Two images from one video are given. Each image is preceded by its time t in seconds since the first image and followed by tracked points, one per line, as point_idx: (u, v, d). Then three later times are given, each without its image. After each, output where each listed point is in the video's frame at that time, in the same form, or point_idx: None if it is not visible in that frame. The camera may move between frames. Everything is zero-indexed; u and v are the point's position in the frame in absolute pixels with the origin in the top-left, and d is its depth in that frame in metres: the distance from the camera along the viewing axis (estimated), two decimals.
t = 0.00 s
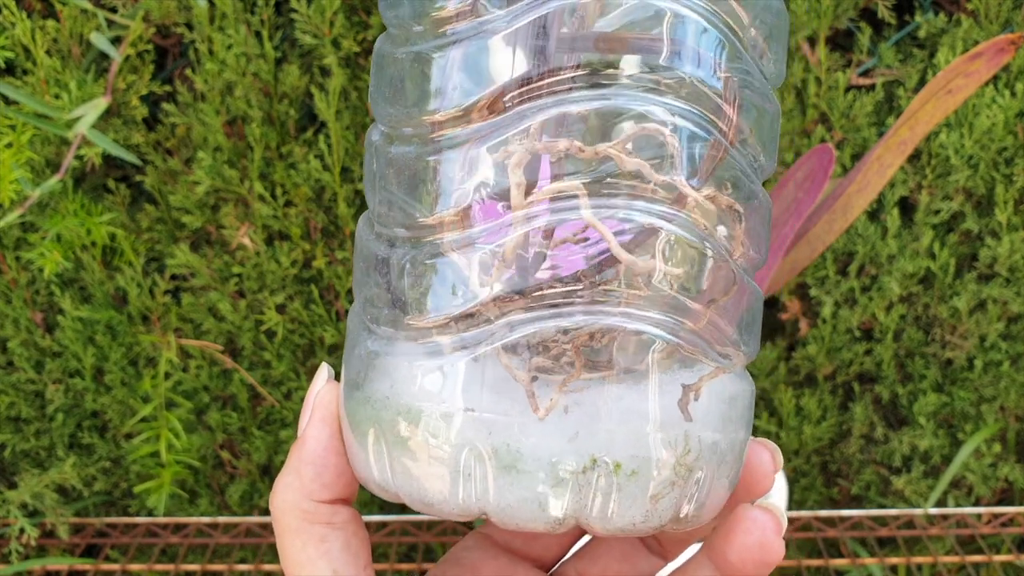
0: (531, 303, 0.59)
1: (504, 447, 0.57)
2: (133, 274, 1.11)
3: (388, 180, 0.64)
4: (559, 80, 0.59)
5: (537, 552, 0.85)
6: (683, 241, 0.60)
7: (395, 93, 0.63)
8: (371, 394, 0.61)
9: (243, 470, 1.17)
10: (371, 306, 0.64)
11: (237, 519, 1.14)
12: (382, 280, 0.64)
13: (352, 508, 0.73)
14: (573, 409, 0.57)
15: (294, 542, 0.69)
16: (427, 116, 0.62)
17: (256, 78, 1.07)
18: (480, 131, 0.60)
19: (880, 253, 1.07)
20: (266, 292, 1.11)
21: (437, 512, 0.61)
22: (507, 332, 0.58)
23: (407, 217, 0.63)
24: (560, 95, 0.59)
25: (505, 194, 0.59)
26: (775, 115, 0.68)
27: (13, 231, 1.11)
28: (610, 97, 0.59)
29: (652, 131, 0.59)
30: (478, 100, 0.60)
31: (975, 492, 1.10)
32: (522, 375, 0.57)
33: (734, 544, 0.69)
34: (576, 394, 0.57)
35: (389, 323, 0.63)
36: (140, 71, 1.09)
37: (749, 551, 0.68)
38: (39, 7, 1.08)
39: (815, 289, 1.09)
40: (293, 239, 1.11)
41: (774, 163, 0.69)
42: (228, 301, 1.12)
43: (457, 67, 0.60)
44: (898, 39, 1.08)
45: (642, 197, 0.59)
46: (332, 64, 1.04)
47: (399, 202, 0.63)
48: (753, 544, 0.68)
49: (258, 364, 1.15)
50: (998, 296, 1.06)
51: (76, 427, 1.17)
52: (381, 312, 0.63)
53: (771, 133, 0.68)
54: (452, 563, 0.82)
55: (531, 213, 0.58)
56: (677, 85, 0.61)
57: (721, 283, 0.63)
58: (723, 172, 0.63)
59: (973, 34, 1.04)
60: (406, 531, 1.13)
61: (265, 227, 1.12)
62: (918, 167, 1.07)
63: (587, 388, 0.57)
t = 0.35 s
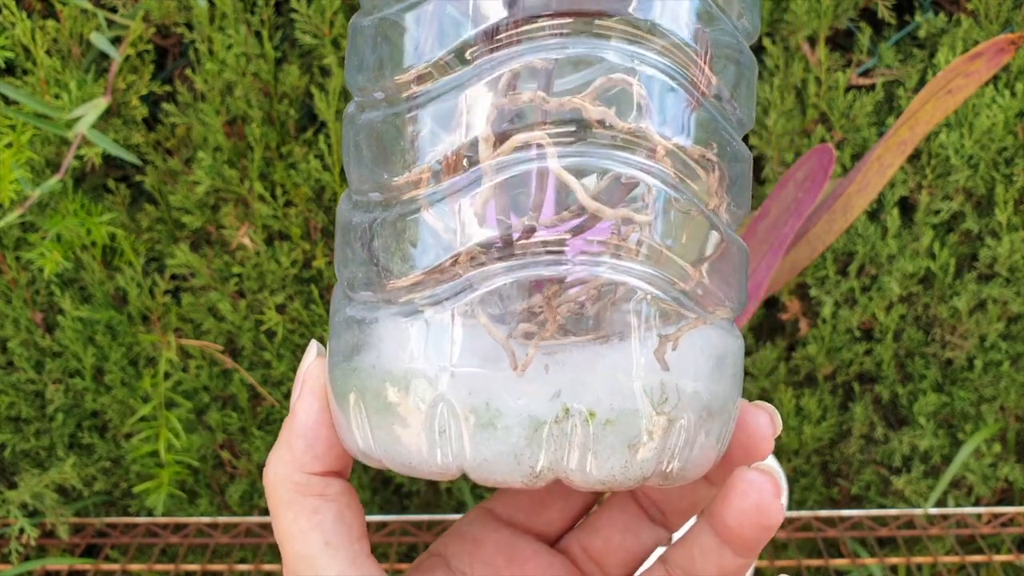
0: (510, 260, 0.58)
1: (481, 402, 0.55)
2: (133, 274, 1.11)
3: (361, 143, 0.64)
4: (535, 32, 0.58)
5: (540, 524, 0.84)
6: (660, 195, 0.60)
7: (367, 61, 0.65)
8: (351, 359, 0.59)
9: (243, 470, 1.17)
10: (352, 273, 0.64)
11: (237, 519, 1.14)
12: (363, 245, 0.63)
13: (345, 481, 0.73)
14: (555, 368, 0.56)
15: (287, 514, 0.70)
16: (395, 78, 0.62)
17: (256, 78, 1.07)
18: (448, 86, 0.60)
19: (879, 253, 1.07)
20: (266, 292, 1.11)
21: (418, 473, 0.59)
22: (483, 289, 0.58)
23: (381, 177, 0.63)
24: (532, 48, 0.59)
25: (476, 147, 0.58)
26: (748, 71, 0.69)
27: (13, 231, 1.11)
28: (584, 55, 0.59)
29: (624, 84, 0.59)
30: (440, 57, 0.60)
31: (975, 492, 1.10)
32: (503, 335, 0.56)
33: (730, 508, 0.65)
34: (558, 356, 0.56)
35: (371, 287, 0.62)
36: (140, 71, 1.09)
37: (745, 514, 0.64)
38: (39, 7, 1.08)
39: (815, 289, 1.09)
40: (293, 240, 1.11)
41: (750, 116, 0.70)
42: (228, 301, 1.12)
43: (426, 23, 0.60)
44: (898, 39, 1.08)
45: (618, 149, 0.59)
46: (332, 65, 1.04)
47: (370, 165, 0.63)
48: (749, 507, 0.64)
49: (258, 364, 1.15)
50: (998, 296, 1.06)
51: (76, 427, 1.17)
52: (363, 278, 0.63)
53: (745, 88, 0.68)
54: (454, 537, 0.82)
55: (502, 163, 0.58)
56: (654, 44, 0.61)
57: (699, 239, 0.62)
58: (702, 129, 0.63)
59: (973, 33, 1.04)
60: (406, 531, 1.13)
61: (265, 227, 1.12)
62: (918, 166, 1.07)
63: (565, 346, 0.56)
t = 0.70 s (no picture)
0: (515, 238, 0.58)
1: (486, 385, 0.55)
2: (133, 274, 1.11)
3: (364, 121, 0.65)
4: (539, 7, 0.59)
5: (553, 515, 0.85)
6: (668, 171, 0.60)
7: (369, 42, 0.65)
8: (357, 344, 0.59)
9: (243, 470, 1.16)
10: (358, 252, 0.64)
11: (237, 520, 1.14)
12: (369, 225, 0.63)
13: (355, 471, 0.73)
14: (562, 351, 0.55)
15: (296, 503, 0.70)
16: (397, 56, 0.63)
17: (256, 78, 1.07)
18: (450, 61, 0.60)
19: (880, 253, 1.07)
20: (266, 292, 1.11)
21: (426, 457, 0.59)
22: (489, 268, 0.58)
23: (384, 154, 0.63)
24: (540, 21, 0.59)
25: (477, 121, 0.58)
26: (761, 45, 0.69)
27: (13, 231, 1.11)
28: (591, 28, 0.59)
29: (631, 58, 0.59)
30: (441, 32, 0.61)
31: (975, 492, 1.10)
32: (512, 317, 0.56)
33: (749, 498, 0.65)
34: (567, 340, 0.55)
35: (376, 270, 0.62)
36: (140, 71, 1.09)
37: (764, 505, 0.64)
38: (39, 7, 1.08)
39: (815, 289, 1.09)
40: (293, 240, 1.11)
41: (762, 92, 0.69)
42: (228, 301, 1.12)
43: None
44: (898, 39, 1.08)
45: (625, 123, 0.59)
46: (332, 65, 1.04)
47: (372, 143, 0.63)
48: (767, 497, 0.64)
49: (258, 364, 1.15)
50: (998, 296, 1.06)
51: (76, 427, 1.18)
52: (369, 259, 0.63)
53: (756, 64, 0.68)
54: (467, 527, 0.83)
55: (504, 138, 0.58)
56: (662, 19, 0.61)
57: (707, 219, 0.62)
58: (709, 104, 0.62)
59: (973, 33, 1.04)
60: (406, 530, 1.13)
61: (265, 227, 1.12)
62: (918, 166, 1.07)
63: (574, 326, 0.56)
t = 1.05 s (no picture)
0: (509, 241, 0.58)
1: (475, 385, 0.55)
2: (133, 274, 1.11)
3: (368, 120, 0.65)
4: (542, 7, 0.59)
5: (561, 518, 0.85)
6: (666, 179, 0.60)
7: (377, 42, 0.66)
8: (354, 342, 0.60)
9: (243, 470, 1.16)
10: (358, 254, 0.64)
11: (237, 519, 1.14)
12: (369, 225, 0.64)
13: (361, 468, 0.74)
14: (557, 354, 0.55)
15: (302, 498, 0.71)
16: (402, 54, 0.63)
17: (256, 78, 1.07)
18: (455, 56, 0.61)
19: (880, 253, 1.07)
20: (266, 292, 1.11)
21: (416, 457, 0.59)
22: (486, 268, 0.58)
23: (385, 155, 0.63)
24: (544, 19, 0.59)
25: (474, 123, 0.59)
26: (770, 54, 0.69)
27: (13, 231, 1.11)
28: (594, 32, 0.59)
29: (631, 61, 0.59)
30: (446, 28, 0.61)
31: (975, 492, 1.10)
32: (507, 318, 0.56)
33: (757, 503, 0.65)
34: (561, 342, 0.55)
35: (375, 270, 0.62)
36: (140, 71, 1.09)
37: (772, 510, 0.64)
38: (39, 7, 1.08)
39: (815, 289, 1.09)
40: (293, 240, 1.11)
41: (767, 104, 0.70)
42: (228, 301, 1.12)
43: None
44: (898, 39, 1.08)
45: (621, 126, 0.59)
46: (332, 65, 1.04)
47: (376, 142, 0.64)
48: (776, 502, 0.64)
49: (258, 364, 1.15)
50: (998, 296, 1.06)
51: (76, 427, 1.18)
52: (368, 259, 0.63)
53: (763, 76, 0.68)
54: (476, 527, 0.83)
55: (499, 139, 0.58)
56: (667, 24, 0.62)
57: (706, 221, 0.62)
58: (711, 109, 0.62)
59: (973, 33, 1.04)
60: (406, 531, 1.13)
61: (265, 227, 1.12)
62: (918, 166, 1.07)
63: (570, 329, 0.56)
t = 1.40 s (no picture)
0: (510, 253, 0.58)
1: (473, 399, 0.55)
2: (133, 274, 1.11)
3: (375, 128, 0.65)
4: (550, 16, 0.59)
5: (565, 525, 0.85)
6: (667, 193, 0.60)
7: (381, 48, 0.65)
8: (357, 350, 0.60)
9: (243, 470, 1.16)
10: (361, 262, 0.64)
11: (237, 519, 1.14)
12: (372, 234, 0.64)
13: (364, 472, 0.74)
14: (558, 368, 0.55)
15: (305, 503, 0.71)
16: (407, 60, 0.63)
17: (256, 78, 1.07)
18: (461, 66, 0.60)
19: (880, 253, 1.07)
20: (266, 292, 1.11)
21: (414, 466, 0.60)
22: (490, 280, 0.57)
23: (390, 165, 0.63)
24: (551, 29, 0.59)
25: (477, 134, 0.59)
26: (780, 67, 0.68)
27: (13, 231, 1.11)
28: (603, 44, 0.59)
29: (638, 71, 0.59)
30: (454, 33, 0.61)
31: (975, 492, 1.10)
32: (509, 332, 0.56)
33: (758, 517, 0.65)
34: (563, 354, 0.55)
35: (377, 279, 0.63)
36: (140, 71, 1.09)
37: (772, 524, 0.64)
38: (39, 7, 1.08)
39: (815, 289, 1.09)
40: (293, 240, 1.11)
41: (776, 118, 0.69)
42: (228, 301, 1.12)
43: None
44: (899, 39, 1.08)
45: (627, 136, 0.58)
46: (332, 64, 1.04)
47: (383, 152, 0.64)
48: (777, 516, 0.64)
49: (258, 364, 1.15)
50: (998, 296, 1.06)
51: (76, 427, 1.18)
52: (371, 267, 0.63)
53: (773, 87, 0.67)
54: (481, 532, 0.83)
55: (502, 151, 0.58)
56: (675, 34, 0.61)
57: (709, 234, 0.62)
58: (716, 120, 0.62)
59: (973, 33, 1.04)
60: (406, 531, 1.13)
61: (265, 227, 1.12)
62: (918, 166, 1.07)
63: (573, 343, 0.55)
